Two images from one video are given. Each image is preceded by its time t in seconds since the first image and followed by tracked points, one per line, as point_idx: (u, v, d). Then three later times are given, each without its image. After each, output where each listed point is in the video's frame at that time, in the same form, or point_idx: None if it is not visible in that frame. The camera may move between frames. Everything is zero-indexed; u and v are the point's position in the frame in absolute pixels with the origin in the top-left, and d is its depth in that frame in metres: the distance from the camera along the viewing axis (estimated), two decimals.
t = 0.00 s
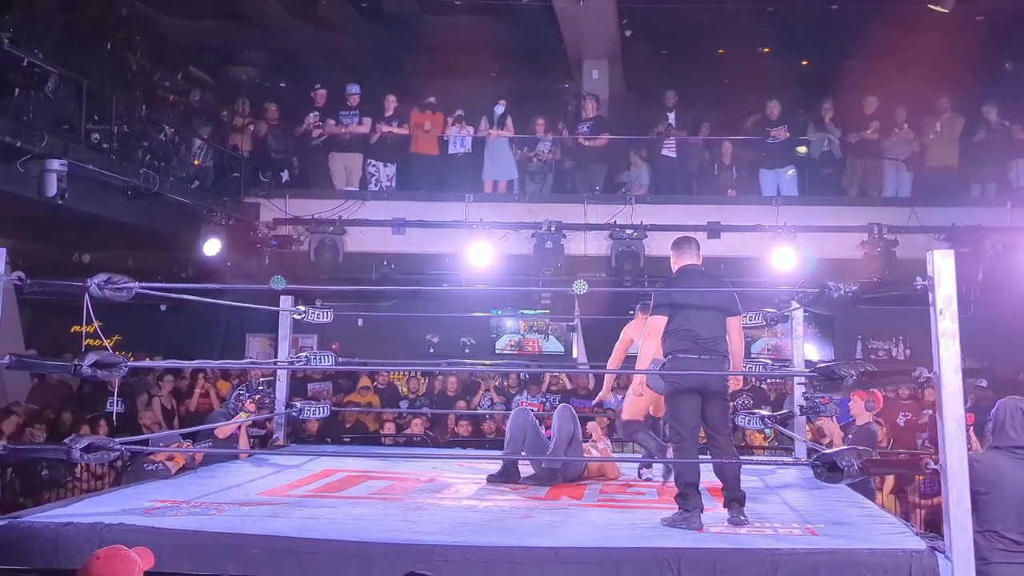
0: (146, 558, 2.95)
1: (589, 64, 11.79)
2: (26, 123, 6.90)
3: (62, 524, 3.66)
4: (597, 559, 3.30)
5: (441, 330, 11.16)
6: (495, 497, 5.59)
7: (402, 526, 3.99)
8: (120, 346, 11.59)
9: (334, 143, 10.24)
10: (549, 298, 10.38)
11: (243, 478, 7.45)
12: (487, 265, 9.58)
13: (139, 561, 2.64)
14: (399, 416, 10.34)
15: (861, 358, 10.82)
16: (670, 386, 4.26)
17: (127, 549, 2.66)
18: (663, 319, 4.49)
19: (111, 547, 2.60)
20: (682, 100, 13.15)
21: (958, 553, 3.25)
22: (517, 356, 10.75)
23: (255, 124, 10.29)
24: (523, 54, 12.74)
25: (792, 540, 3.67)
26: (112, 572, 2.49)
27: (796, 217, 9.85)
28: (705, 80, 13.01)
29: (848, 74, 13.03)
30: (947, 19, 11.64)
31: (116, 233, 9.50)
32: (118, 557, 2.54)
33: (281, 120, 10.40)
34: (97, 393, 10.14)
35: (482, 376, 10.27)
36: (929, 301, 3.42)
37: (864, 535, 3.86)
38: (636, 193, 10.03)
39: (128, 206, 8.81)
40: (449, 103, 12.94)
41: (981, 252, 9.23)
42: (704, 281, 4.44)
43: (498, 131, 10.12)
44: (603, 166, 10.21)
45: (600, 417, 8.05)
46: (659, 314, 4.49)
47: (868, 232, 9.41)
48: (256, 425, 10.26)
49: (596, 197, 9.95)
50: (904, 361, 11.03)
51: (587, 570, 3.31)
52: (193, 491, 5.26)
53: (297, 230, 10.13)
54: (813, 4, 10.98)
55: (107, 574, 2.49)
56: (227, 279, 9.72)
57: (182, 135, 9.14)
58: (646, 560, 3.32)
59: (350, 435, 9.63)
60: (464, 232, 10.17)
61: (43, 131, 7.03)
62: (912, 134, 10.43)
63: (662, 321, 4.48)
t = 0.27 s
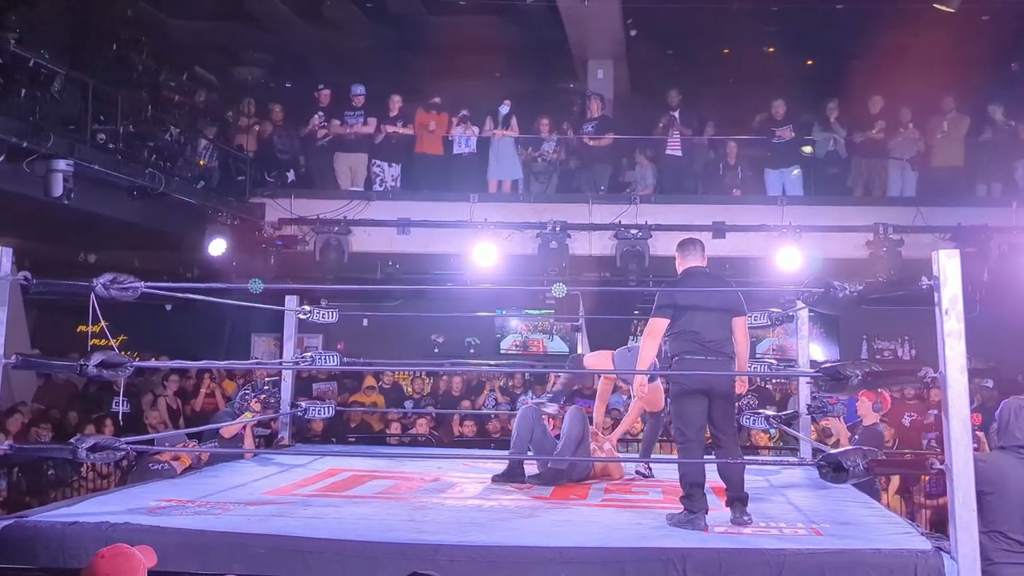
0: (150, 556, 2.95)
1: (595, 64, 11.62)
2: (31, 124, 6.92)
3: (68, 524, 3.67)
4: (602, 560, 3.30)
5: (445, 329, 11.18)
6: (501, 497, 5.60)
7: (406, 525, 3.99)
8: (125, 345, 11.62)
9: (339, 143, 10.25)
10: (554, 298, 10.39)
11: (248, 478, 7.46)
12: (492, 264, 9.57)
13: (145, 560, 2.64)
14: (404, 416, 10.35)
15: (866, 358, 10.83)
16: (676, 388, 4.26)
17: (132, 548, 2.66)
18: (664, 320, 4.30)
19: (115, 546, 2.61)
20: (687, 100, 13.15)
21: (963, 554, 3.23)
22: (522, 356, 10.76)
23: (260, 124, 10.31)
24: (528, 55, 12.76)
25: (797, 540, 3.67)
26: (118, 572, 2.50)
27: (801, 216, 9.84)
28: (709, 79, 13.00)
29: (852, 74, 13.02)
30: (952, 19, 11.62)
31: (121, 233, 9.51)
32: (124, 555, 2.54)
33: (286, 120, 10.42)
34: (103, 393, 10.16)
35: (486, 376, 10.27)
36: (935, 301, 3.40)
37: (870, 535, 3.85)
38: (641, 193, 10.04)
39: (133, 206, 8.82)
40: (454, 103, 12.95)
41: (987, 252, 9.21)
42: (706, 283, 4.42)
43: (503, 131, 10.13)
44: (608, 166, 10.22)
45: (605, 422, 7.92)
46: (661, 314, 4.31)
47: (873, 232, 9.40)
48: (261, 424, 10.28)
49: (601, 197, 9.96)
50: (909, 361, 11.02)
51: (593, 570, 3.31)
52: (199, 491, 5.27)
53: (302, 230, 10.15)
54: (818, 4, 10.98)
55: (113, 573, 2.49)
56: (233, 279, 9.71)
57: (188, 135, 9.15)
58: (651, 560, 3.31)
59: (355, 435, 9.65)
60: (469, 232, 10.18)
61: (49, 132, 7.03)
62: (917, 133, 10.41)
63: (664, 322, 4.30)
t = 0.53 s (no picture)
0: (151, 556, 2.95)
1: (596, 65, 11.69)
2: (33, 124, 6.91)
3: (70, 524, 3.67)
4: (605, 559, 3.30)
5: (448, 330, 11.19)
6: (504, 497, 5.60)
7: (408, 525, 3.98)
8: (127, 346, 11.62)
9: (341, 143, 10.24)
10: (556, 298, 10.39)
11: (250, 478, 7.46)
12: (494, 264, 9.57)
13: (146, 559, 2.64)
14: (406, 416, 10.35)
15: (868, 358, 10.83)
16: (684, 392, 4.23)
17: (134, 547, 2.66)
18: (667, 327, 4.38)
19: (117, 545, 2.61)
20: (690, 100, 13.15)
21: (966, 554, 3.22)
22: (524, 356, 10.76)
23: (262, 124, 10.30)
24: (530, 55, 12.77)
25: (799, 540, 3.66)
26: (120, 571, 2.50)
27: (803, 216, 9.85)
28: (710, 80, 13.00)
29: (854, 74, 13.02)
30: (954, 18, 11.63)
31: (123, 233, 9.52)
32: (126, 555, 2.54)
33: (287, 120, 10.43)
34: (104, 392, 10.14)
35: (488, 376, 10.27)
36: (937, 301, 3.40)
37: (873, 536, 3.84)
38: (642, 193, 10.05)
39: (135, 206, 8.82)
40: (456, 103, 12.97)
41: (989, 252, 9.20)
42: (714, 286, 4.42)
43: (505, 131, 10.13)
44: (610, 166, 10.22)
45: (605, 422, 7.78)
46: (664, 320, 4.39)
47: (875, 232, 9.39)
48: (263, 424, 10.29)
49: (603, 197, 9.97)
50: (911, 361, 11.03)
51: (595, 570, 3.30)
52: (201, 491, 5.27)
53: (304, 230, 10.15)
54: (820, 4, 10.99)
55: (115, 573, 2.49)
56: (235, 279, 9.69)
57: (190, 135, 9.15)
58: (653, 560, 3.31)
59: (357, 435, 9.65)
60: (472, 232, 10.18)
61: (51, 132, 7.04)
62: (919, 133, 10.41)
63: (666, 330, 4.38)
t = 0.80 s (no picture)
0: (152, 556, 2.94)
1: (597, 65, 11.73)
2: (35, 124, 6.91)
3: (72, 524, 3.66)
4: (606, 559, 3.29)
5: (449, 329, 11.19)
6: (506, 497, 5.60)
7: (410, 526, 3.98)
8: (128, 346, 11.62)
9: (343, 143, 10.25)
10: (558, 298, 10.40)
11: (251, 478, 7.46)
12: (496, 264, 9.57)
13: (147, 559, 2.64)
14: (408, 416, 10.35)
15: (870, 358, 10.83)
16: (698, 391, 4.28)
17: (135, 548, 2.65)
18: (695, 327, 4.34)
19: (118, 545, 2.60)
20: (691, 100, 13.14)
21: (968, 554, 3.22)
22: (526, 355, 10.77)
23: (263, 124, 10.29)
24: (531, 55, 12.77)
25: (801, 540, 3.66)
26: (122, 571, 2.50)
27: (804, 216, 9.86)
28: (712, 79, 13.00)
29: (856, 74, 13.02)
30: (956, 18, 11.63)
31: (124, 233, 9.52)
32: (126, 555, 2.54)
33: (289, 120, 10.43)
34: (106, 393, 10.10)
35: (490, 376, 10.27)
36: (939, 301, 3.40)
37: (874, 536, 3.84)
38: (645, 193, 10.04)
39: (137, 206, 8.82)
40: (457, 103, 12.96)
41: (991, 252, 9.19)
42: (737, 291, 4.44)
43: (507, 131, 10.13)
44: (612, 166, 10.22)
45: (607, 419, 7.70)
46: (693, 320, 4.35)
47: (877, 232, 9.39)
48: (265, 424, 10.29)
49: (605, 196, 9.98)
50: (913, 361, 11.03)
51: (597, 570, 3.30)
52: (202, 490, 5.26)
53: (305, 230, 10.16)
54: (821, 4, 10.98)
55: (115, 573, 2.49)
56: (236, 279, 9.69)
57: (192, 135, 9.16)
58: (655, 560, 3.31)
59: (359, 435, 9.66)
60: (474, 232, 10.19)
61: (53, 132, 7.04)
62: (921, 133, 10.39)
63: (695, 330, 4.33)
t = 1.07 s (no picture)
0: (147, 555, 2.93)
1: (595, 64, 11.72)
2: (30, 123, 6.88)
3: (67, 523, 3.65)
4: (602, 558, 3.29)
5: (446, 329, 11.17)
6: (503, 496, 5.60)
7: (406, 525, 3.98)
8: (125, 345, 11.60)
9: (339, 142, 10.23)
10: (554, 297, 10.39)
11: (247, 477, 7.44)
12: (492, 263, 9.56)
13: (141, 559, 2.62)
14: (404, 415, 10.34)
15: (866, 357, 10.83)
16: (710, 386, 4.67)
17: (128, 547, 2.63)
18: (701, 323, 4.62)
19: (112, 544, 2.59)
20: (688, 99, 13.14)
21: (963, 553, 3.22)
22: (522, 355, 10.77)
23: (259, 123, 10.26)
24: (527, 54, 12.75)
25: (798, 539, 3.65)
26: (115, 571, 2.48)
27: (800, 216, 9.86)
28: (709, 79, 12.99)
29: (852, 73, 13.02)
30: (952, 17, 11.65)
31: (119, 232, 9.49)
32: (120, 555, 2.52)
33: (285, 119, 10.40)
34: (103, 391, 10.05)
35: (486, 375, 10.25)
36: (935, 300, 3.40)
37: (871, 534, 3.84)
38: (641, 192, 10.04)
39: (132, 205, 8.79)
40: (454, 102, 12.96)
41: (987, 251, 9.19)
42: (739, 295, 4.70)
43: (503, 130, 10.11)
44: (608, 166, 10.20)
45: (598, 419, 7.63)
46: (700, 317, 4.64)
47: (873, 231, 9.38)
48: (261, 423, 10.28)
49: (601, 195, 9.97)
50: (909, 360, 11.05)
51: (593, 569, 3.30)
52: (198, 490, 5.25)
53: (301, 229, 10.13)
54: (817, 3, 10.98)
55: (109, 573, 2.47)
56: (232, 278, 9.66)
57: (188, 134, 9.14)
58: (651, 559, 3.31)
59: (355, 434, 9.65)
60: (470, 231, 10.18)
61: (48, 131, 7.01)
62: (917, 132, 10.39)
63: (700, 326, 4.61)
